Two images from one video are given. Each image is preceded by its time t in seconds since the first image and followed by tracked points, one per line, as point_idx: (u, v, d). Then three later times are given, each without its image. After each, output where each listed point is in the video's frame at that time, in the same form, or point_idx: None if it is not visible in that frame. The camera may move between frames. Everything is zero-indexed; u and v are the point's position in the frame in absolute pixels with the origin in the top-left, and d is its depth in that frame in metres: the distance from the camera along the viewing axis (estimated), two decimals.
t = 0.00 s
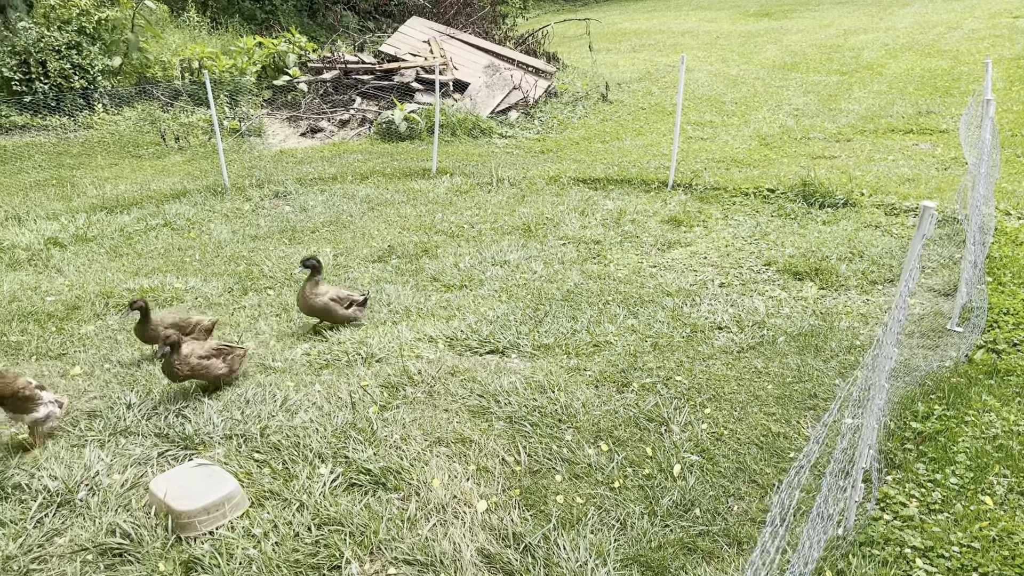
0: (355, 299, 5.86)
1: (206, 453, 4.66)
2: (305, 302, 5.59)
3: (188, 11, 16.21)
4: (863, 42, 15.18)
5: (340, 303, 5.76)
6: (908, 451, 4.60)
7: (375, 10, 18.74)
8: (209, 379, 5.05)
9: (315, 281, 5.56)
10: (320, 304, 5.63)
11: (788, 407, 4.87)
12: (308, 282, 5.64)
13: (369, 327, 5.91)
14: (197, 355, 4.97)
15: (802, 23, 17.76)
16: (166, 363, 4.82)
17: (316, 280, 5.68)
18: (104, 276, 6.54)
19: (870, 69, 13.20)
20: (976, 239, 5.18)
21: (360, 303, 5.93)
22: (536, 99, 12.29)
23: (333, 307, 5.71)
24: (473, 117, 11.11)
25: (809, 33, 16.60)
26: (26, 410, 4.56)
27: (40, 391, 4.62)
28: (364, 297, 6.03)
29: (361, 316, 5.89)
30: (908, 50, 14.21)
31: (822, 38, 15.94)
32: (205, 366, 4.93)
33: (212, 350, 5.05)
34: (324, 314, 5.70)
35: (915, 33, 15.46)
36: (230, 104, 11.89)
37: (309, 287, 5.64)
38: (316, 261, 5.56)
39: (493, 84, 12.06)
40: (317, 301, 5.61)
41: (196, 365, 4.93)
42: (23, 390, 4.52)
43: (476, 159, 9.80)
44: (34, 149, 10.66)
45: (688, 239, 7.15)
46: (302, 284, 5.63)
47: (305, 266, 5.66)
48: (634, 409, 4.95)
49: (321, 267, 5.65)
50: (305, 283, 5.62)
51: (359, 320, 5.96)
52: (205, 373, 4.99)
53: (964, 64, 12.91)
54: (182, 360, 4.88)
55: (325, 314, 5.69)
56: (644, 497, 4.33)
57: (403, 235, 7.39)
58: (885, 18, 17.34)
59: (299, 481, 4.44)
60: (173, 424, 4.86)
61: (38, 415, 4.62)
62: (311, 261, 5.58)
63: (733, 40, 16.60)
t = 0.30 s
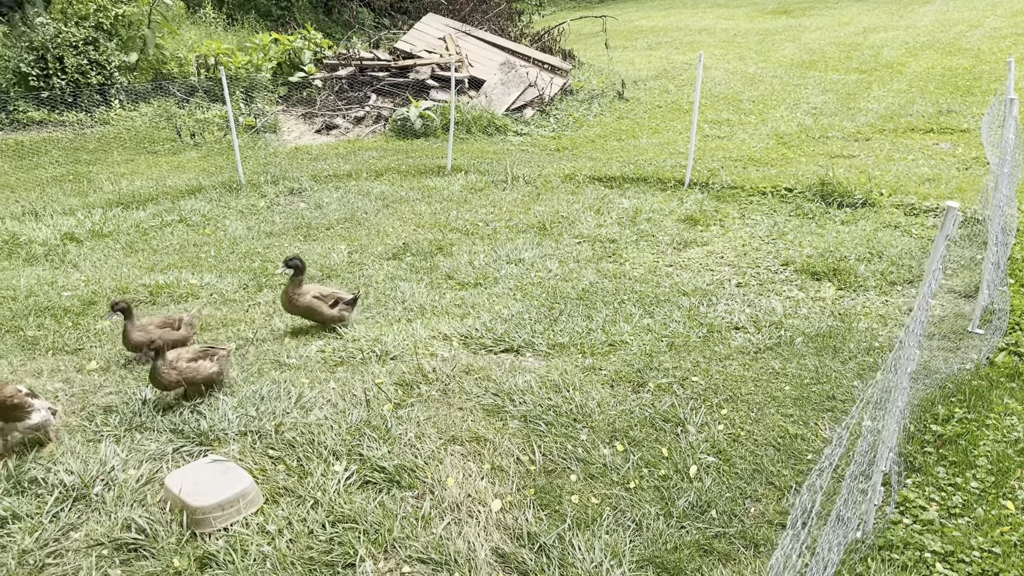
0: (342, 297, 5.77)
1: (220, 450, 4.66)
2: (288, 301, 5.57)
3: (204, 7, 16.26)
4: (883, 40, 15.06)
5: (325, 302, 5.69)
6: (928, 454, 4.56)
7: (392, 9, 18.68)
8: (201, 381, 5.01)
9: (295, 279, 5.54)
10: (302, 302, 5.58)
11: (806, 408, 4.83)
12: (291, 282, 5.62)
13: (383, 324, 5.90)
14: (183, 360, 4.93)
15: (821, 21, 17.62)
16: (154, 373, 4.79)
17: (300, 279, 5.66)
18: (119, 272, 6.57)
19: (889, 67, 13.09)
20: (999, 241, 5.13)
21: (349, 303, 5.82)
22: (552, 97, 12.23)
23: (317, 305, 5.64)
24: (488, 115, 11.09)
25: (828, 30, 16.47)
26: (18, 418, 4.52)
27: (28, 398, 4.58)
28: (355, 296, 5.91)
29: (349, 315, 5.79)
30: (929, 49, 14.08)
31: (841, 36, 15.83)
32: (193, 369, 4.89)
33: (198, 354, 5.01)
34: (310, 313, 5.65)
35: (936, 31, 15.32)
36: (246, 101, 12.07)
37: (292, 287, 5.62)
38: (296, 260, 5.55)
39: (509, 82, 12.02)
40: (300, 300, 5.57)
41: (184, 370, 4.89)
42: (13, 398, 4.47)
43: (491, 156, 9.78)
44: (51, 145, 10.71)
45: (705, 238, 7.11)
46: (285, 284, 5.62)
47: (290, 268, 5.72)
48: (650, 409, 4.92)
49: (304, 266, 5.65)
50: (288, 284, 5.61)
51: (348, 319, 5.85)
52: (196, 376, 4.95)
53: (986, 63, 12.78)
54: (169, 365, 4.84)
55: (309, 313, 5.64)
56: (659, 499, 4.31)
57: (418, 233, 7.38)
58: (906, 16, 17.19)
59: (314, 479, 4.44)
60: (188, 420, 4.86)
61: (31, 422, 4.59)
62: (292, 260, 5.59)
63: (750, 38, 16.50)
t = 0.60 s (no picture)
0: (330, 297, 5.61)
1: (232, 446, 4.62)
2: (274, 303, 5.41)
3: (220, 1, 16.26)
4: (908, 36, 14.88)
5: (312, 303, 5.53)
6: (952, 459, 4.46)
7: (408, 4, 18.67)
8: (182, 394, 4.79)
9: (281, 280, 5.38)
10: (289, 304, 5.42)
11: (827, 412, 4.73)
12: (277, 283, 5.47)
13: (397, 321, 5.84)
14: (169, 370, 4.69)
15: (845, 17, 17.43)
16: (136, 381, 4.55)
17: (286, 281, 5.50)
18: (132, 266, 6.54)
19: (915, 64, 12.92)
20: None
21: (337, 303, 5.67)
22: (569, 92, 12.15)
23: (304, 307, 5.49)
24: (505, 110, 11.01)
25: (852, 26, 16.29)
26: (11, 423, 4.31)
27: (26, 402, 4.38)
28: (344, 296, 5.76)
29: (338, 315, 5.63)
30: (955, 45, 13.89)
31: (865, 31, 15.64)
32: (176, 383, 4.66)
33: (184, 364, 4.77)
34: (297, 315, 5.49)
35: (963, 27, 15.11)
36: (261, 95, 12.00)
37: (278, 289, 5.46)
38: (281, 261, 5.39)
39: (526, 77, 11.98)
40: (286, 302, 5.41)
41: (169, 381, 4.66)
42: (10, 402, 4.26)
43: (507, 152, 9.70)
44: (66, 138, 10.72)
45: (724, 237, 7.00)
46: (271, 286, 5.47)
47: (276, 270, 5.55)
48: (667, 410, 4.84)
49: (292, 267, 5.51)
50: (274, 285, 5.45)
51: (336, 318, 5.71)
52: (179, 389, 4.73)
53: (1013, 60, 12.58)
54: (154, 376, 4.60)
55: (296, 315, 5.48)
56: (676, 501, 4.23)
57: (433, 229, 7.32)
58: (932, 12, 16.96)
59: (326, 477, 4.39)
60: (201, 416, 4.82)
61: (27, 426, 4.39)
62: (278, 261, 5.44)
63: (772, 34, 16.34)
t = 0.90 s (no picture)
0: (315, 296, 5.53)
1: (249, 442, 4.60)
2: (259, 302, 5.25)
3: None
4: (938, 33, 14.68)
5: (297, 301, 5.43)
6: (980, 465, 4.37)
7: None
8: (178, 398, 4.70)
9: (268, 280, 5.21)
10: (274, 303, 5.28)
11: (851, 415, 4.65)
12: (261, 281, 5.30)
13: (415, 318, 5.79)
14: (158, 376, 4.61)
15: (873, 13, 17.22)
16: (127, 391, 4.43)
17: (270, 278, 5.34)
18: (150, 260, 6.53)
19: (944, 62, 12.75)
20: None
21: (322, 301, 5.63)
22: (590, 88, 12.08)
23: (289, 306, 5.37)
24: (525, 105, 10.95)
25: (880, 23, 16.10)
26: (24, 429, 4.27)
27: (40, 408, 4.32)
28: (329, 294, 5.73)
29: (324, 313, 5.60)
30: (987, 43, 13.69)
31: (893, 28, 15.45)
32: (169, 385, 4.57)
33: (174, 367, 4.71)
34: (280, 314, 5.36)
35: (994, 24, 14.89)
36: (280, 88, 12.16)
37: (261, 286, 5.30)
38: (268, 260, 5.18)
39: (546, 72, 11.96)
40: (271, 301, 5.27)
41: (162, 386, 4.57)
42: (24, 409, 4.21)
43: (527, 148, 9.64)
44: (85, 131, 10.75)
45: (747, 236, 6.92)
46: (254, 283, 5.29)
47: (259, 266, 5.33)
48: (688, 411, 4.77)
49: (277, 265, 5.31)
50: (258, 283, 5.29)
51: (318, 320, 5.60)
52: (173, 392, 4.65)
53: None
54: (145, 383, 4.50)
55: (280, 314, 5.35)
56: (697, 504, 4.16)
57: (452, 226, 7.27)
58: (963, 8, 16.73)
59: (343, 474, 4.35)
60: (218, 411, 4.80)
61: (39, 433, 4.34)
62: (264, 259, 5.20)
63: (798, 30, 16.18)
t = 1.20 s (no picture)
0: (314, 301, 5.52)
1: (274, 435, 4.61)
2: (256, 307, 5.30)
3: None
4: (972, 31, 14.49)
5: (295, 306, 5.45)
6: (1011, 471, 4.32)
7: None
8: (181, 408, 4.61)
9: (265, 285, 5.24)
10: (271, 308, 5.33)
11: (879, 418, 4.61)
12: (259, 285, 5.35)
13: (439, 314, 5.79)
14: (164, 383, 4.51)
15: (905, 11, 17.02)
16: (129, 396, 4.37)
17: (269, 282, 5.37)
18: (176, 253, 6.57)
19: (978, 61, 12.59)
20: None
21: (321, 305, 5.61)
22: (616, 85, 12.05)
23: (286, 311, 5.40)
24: (551, 102, 10.92)
25: (912, 21, 15.92)
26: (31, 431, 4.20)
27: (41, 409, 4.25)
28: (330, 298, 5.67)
29: (322, 318, 5.59)
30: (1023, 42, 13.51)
31: (926, 26, 15.28)
32: (172, 397, 4.46)
33: (182, 375, 4.59)
34: (278, 318, 5.41)
35: None
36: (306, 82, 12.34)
37: (260, 290, 5.34)
38: (265, 265, 5.21)
39: (573, 68, 11.85)
40: (268, 306, 5.32)
41: (165, 395, 4.49)
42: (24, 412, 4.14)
43: (552, 145, 9.62)
44: (112, 123, 10.83)
45: (775, 236, 6.86)
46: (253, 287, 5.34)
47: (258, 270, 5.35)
48: (714, 412, 4.74)
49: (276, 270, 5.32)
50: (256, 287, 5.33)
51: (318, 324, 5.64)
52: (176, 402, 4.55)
53: None
54: (148, 389, 4.42)
55: (278, 318, 5.40)
56: (722, 505, 4.12)
57: (477, 222, 7.26)
58: (998, 8, 16.52)
59: (367, 469, 4.36)
60: (243, 404, 4.82)
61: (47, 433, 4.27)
62: (263, 264, 5.21)
63: (829, 27, 16.03)
